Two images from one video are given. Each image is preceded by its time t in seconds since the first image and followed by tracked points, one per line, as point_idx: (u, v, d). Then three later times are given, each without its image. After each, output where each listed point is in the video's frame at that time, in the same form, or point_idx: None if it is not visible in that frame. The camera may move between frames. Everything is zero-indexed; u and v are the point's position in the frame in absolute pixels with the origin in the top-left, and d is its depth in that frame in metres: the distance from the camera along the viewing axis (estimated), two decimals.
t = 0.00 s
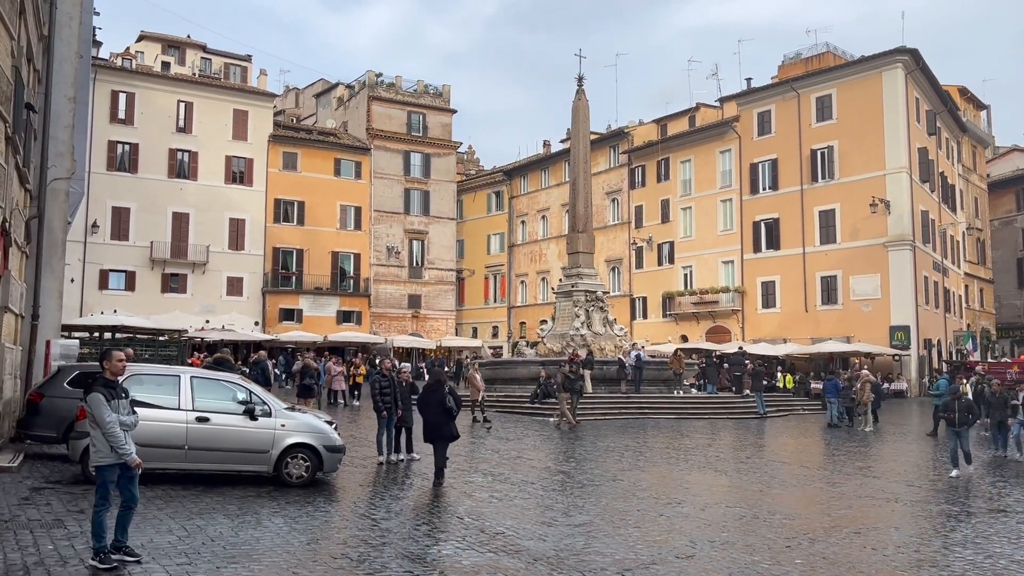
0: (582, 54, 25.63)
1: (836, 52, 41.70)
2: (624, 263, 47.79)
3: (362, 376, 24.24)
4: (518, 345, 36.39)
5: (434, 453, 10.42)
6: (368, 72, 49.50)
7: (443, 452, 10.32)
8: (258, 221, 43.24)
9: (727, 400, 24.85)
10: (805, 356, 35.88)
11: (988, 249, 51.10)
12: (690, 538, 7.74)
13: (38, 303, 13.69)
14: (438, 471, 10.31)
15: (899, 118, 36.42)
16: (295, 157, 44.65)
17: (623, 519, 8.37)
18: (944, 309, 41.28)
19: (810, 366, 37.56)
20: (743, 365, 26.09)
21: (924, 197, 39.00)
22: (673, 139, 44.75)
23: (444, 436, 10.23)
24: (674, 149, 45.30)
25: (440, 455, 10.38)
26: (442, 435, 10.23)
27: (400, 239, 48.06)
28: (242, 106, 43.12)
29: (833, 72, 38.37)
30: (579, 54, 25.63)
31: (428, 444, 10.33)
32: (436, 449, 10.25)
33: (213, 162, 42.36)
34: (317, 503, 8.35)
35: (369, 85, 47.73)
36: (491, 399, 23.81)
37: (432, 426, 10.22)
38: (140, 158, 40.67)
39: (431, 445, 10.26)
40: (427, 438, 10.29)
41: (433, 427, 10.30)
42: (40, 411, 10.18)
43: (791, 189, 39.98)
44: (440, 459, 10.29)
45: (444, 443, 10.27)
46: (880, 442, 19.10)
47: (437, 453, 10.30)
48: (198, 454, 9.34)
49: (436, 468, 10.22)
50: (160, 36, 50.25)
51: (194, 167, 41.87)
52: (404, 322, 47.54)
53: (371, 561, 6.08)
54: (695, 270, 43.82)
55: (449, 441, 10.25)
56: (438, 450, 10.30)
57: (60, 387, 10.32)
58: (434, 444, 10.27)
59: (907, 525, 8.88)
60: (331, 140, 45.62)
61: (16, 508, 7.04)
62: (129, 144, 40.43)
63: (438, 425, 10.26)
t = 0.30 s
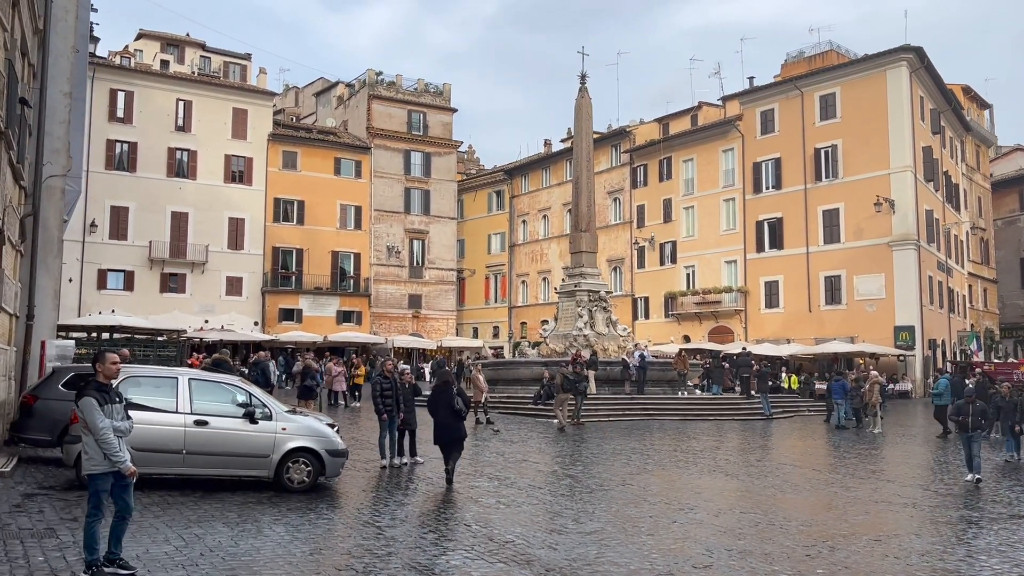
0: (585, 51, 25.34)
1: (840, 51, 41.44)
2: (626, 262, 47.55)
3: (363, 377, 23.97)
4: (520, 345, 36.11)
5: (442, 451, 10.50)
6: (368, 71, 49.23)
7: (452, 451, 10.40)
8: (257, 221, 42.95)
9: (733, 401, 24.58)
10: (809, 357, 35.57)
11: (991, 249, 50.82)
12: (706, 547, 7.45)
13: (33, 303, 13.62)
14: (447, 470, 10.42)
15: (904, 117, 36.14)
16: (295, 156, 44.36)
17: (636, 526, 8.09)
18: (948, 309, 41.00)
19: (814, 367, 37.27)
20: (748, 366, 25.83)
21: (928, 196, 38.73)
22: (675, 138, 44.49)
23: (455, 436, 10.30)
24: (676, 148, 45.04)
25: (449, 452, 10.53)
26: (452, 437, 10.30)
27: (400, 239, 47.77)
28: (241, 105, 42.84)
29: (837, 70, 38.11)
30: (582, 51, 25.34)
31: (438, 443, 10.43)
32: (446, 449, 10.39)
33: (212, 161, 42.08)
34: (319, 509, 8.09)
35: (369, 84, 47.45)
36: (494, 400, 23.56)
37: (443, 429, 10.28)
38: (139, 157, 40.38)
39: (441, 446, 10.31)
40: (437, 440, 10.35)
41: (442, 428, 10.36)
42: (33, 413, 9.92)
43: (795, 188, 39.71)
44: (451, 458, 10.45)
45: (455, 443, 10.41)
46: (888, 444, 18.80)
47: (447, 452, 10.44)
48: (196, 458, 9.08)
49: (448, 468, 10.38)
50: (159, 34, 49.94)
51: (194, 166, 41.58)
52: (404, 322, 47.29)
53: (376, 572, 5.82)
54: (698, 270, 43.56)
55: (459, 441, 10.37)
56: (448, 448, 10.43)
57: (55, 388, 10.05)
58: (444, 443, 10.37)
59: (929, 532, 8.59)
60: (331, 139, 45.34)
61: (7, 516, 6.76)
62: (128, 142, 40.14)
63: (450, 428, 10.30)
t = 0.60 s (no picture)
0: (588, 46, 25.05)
1: (843, 47, 41.18)
2: (627, 261, 47.29)
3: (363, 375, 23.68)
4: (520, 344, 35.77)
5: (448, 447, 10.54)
6: (368, 68, 48.95)
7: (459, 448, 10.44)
8: (256, 219, 42.64)
9: (738, 400, 24.32)
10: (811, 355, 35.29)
11: (994, 248, 50.51)
12: (723, 548, 7.19)
13: (28, 299, 13.56)
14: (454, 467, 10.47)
15: (908, 114, 35.86)
16: (295, 153, 44.09)
17: (649, 526, 7.82)
18: (952, 308, 40.73)
19: (817, 365, 37.00)
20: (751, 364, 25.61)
21: (932, 194, 38.48)
22: (677, 135, 44.24)
23: (462, 433, 10.34)
24: (678, 146, 44.78)
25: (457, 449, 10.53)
26: (460, 432, 10.32)
27: (400, 237, 47.50)
28: (240, 101, 42.53)
29: (840, 67, 37.82)
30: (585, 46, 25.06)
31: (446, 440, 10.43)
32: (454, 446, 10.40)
33: (211, 158, 41.77)
34: (321, 509, 7.82)
35: (369, 81, 47.17)
36: (496, 398, 23.31)
37: (451, 425, 10.30)
38: (137, 154, 40.05)
39: (447, 443, 10.37)
40: (446, 436, 10.36)
41: (451, 424, 10.37)
42: (26, 410, 9.66)
43: (798, 185, 39.46)
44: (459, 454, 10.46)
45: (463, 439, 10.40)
46: (895, 442, 18.56)
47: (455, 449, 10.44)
48: (194, 456, 8.82)
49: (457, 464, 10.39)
50: (158, 31, 49.63)
51: (192, 163, 41.28)
52: (404, 321, 47.05)
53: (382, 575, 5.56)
54: (699, 268, 43.32)
55: (467, 437, 10.37)
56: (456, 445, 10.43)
57: (49, 385, 9.78)
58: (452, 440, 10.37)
59: (950, 532, 8.33)
60: (330, 136, 45.06)
61: None
62: (126, 139, 39.83)
63: (457, 424, 10.35)
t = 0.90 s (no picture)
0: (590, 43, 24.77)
1: (846, 45, 40.92)
2: (629, 260, 46.99)
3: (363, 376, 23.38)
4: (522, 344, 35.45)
5: (455, 451, 10.32)
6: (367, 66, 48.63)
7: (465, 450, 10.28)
8: (255, 218, 42.34)
9: (743, 401, 24.02)
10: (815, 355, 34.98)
11: (997, 247, 50.24)
12: (742, 559, 6.89)
13: (20, 298, 13.36)
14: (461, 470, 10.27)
15: (912, 112, 35.57)
16: (294, 152, 43.77)
17: (663, 535, 7.53)
18: (956, 307, 40.42)
19: (820, 365, 36.70)
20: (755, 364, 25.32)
21: (936, 193, 38.20)
22: (678, 134, 43.95)
23: (472, 435, 10.18)
24: (680, 144, 44.50)
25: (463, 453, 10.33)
26: (470, 434, 10.16)
27: (400, 236, 47.20)
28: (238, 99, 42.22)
29: (844, 64, 37.53)
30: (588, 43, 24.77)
31: (454, 442, 10.24)
32: (463, 448, 10.21)
33: (210, 157, 41.45)
34: (322, 518, 7.52)
35: (369, 79, 46.86)
36: (499, 399, 23.01)
37: (462, 425, 10.13)
38: (135, 153, 39.72)
39: (455, 444, 10.18)
40: (455, 438, 10.18)
41: (460, 426, 10.20)
42: (18, 414, 9.37)
43: (801, 184, 39.18)
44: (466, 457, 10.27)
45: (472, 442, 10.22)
46: (904, 444, 18.25)
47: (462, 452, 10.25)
48: (190, 462, 8.51)
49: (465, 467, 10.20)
50: (156, 29, 49.29)
51: (191, 162, 40.95)
52: (404, 320, 46.75)
53: None
54: (701, 267, 43.04)
55: (475, 440, 10.21)
56: (463, 448, 10.24)
57: (40, 387, 9.49)
58: (460, 443, 10.19)
59: (974, 541, 8.04)
60: (330, 134, 44.74)
61: None
62: (124, 137, 39.51)
63: (468, 425, 10.19)
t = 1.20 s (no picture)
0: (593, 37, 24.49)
1: (848, 41, 40.66)
2: (630, 258, 46.73)
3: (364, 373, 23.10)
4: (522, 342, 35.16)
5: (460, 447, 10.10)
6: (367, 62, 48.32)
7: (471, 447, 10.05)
8: (254, 215, 42.05)
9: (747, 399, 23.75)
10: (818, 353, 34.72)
11: (999, 245, 49.99)
12: (760, 560, 6.62)
13: (12, 291, 13.32)
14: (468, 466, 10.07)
15: (916, 108, 35.31)
16: (293, 148, 43.47)
17: (676, 535, 7.26)
18: (959, 305, 40.16)
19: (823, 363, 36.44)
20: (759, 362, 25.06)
21: (940, 189, 37.95)
22: (680, 130, 43.69)
23: (478, 431, 9.98)
24: (681, 141, 44.23)
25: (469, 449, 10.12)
26: (477, 430, 9.96)
27: (400, 234, 46.92)
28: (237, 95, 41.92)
29: (847, 60, 37.27)
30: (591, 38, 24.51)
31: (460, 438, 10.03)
32: (468, 443, 10.00)
33: (208, 153, 41.15)
34: (323, 518, 7.25)
35: (368, 76, 46.55)
36: (501, 396, 22.74)
37: (469, 421, 9.91)
38: (132, 149, 39.43)
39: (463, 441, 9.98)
40: (461, 434, 9.97)
41: (466, 422, 9.98)
42: (9, 410, 9.09)
43: (803, 181, 38.93)
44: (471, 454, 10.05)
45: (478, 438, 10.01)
46: (912, 442, 17.98)
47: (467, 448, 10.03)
48: (187, 459, 8.25)
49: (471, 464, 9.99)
50: (154, 25, 49.02)
51: (189, 159, 40.65)
52: (403, 318, 46.47)
53: None
54: (703, 265, 42.80)
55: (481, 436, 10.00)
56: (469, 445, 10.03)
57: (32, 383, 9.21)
58: (466, 439, 9.98)
59: (998, 541, 7.77)
60: (329, 131, 44.41)
61: None
62: (122, 134, 39.21)
63: (474, 421, 9.98)
